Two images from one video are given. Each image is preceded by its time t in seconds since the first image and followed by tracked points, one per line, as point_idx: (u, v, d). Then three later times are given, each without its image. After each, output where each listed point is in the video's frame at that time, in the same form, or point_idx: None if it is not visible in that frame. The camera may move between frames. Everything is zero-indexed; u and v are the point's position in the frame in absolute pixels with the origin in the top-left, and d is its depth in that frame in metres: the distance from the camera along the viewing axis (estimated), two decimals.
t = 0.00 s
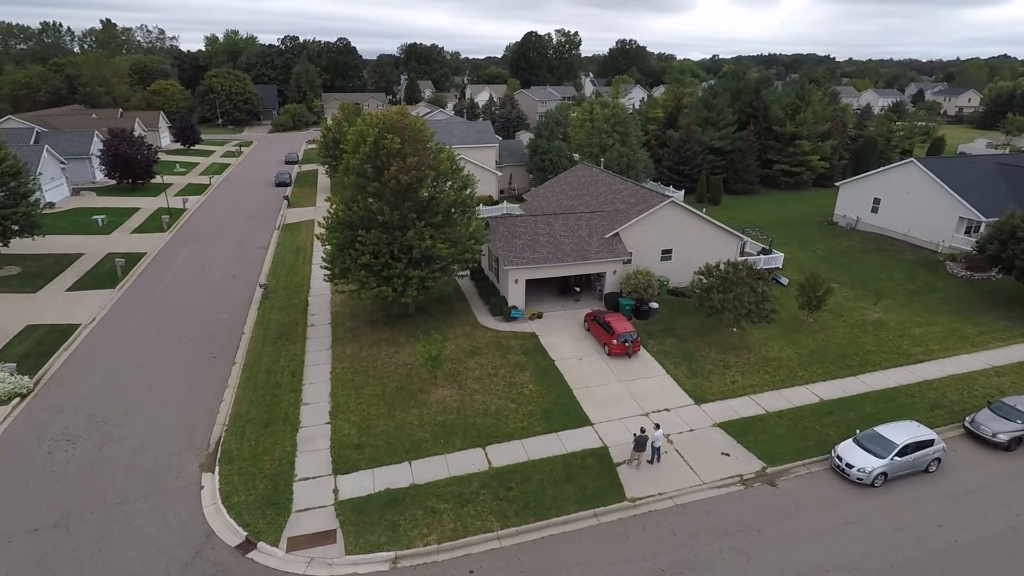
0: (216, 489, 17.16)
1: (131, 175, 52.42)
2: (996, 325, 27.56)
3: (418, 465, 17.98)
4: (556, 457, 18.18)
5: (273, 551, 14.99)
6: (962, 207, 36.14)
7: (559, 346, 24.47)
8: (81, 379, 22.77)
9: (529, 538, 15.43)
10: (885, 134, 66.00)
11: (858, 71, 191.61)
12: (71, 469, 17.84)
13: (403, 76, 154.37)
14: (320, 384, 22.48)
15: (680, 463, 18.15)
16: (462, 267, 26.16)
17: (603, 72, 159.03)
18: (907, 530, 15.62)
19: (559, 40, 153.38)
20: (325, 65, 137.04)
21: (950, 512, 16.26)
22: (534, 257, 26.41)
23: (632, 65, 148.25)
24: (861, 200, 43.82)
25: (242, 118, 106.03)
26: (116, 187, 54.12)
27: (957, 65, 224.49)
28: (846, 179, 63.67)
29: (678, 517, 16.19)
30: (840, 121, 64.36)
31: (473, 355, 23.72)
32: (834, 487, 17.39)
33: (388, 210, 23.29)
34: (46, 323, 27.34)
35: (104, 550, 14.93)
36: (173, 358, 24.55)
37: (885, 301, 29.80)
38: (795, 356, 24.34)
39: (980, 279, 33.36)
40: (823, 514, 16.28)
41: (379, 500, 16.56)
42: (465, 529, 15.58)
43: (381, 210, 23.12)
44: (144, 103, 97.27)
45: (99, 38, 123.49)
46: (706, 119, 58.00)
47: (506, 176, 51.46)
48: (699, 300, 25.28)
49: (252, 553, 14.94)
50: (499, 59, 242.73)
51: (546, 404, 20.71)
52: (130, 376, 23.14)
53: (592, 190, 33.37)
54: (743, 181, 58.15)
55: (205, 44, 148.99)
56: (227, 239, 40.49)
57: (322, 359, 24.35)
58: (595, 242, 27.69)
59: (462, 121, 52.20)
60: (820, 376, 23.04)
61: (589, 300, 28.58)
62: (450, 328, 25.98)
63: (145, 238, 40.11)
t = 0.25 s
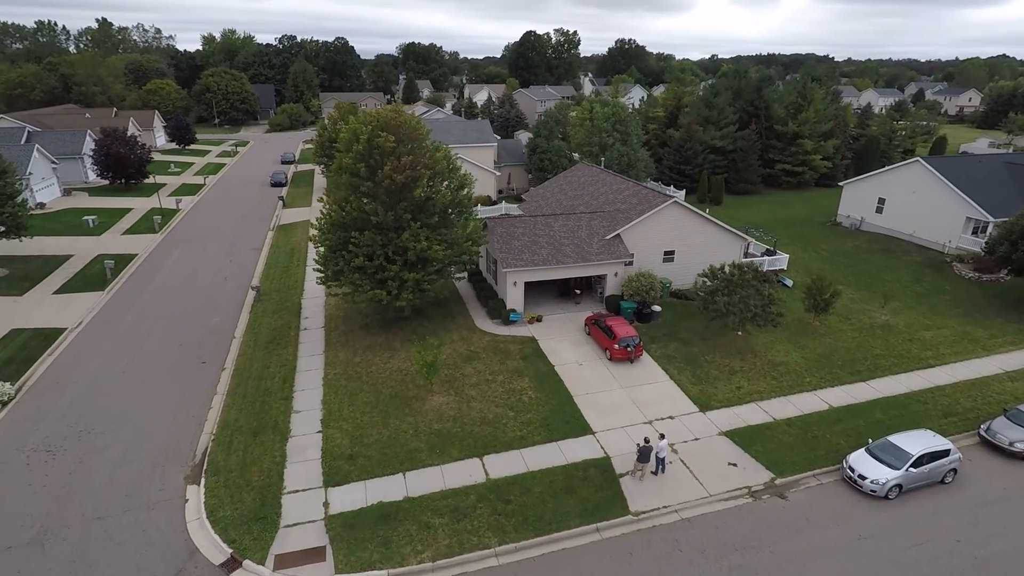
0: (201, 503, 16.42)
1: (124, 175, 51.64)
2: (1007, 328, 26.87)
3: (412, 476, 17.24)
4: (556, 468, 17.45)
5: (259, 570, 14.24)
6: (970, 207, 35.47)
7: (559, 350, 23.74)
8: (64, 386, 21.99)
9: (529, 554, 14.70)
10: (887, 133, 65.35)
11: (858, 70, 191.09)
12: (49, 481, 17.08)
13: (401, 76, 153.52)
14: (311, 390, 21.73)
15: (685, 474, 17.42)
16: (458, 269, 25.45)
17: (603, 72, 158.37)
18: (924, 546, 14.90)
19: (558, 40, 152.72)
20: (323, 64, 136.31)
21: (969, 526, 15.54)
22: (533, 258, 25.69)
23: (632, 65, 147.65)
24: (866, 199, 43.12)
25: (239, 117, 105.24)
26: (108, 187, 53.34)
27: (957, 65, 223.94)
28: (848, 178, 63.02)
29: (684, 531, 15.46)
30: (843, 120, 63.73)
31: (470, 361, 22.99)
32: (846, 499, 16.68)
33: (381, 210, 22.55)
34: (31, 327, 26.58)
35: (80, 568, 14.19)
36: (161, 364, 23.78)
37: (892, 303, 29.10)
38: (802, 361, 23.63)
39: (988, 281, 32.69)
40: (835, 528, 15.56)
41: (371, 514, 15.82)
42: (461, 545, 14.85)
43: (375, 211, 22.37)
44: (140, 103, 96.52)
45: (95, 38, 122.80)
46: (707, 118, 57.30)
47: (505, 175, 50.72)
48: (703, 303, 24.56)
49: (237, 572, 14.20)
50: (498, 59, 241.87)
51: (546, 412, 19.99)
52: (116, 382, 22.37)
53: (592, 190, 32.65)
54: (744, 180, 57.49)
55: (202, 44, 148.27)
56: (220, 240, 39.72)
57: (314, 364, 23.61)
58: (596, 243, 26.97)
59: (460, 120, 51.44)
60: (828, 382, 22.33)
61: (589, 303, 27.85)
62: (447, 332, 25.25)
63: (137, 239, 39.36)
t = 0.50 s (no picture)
0: (181, 520, 15.51)
1: (116, 175, 50.70)
2: (1023, 331, 26.01)
3: (405, 491, 16.34)
4: (557, 482, 16.56)
5: None
6: (980, 206, 34.60)
7: (560, 356, 22.85)
8: (43, 395, 21.07)
9: None
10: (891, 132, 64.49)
11: (858, 69, 190.33)
12: (22, 498, 16.17)
13: (399, 75, 152.54)
14: (301, 399, 20.84)
15: (693, 489, 16.53)
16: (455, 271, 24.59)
17: (602, 71, 157.53)
18: (949, 567, 14.01)
19: (558, 38, 151.80)
20: (321, 63, 135.41)
21: (995, 544, 14.66)
22: (532, 260, 24.80)
23: (631, 64, 146.82)
24: (872, 199, 42.26)
25: (236, 117, 104.30)
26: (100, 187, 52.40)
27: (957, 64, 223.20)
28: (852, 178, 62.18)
29: (693, 551, 14.57)
30: (846, 118, 62.88)
31: (467, 367, 22.10)
32: (863, 515, 15.79)
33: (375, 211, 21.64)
34: (13, 332, 25.66)
35: None
36: (145, 370, 22.87)
37: (903, 306, 28.24)
38: (812, 366, 22.76)
39: (1000, 282, 31.84)
40: (853, 547, 14.67)
41: (361, 533, 14.92)
42: (456, 567, 13.95)
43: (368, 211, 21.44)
44: (136, 102, 95.58)
45: (91, 37, 121.95)
46: (709, 116, 56.50)
47: (504, 175, 49.82)
48: (709, 306, 23.67)
49: None
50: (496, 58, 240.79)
51: (546, 421, 19.10)
52: (97, 390, 21.44)
53: (593, 189, 31.76)
54: (746, 180, 56.67)
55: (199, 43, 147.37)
56: (212, 241, 38.82)
57: (305, 371, 22.71)
58: (597, 244, 26.09)
59: (458, 118, 50.53)
60: (839, 389, 21.45)
61: (591, 306, 26.97)
62: (443, 337, 24.36)
63: (127, 240, 38.44)
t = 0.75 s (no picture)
0: (162, 537, 14.71)
1: (109, 174, 49.86)
2: None
3: (399, 505, 15.54)
4: (558, 495, 15.76)
5: None
6: (990, 206, 33.83)
7: (560, 361, 22.05)
8: (23, 402, 20.25)
9: None
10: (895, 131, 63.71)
11: (859, 68, 189.80)
12: None
13: (398, 74, 151.68)
14: (292, 406, 20.04)
15: (701, 502, 15.74)
16: (453, 272, 23.80)
17: (602, 70, 156.72)
18: None
19: (557, 37, 150.93)
20: (319, 62, 134.59)
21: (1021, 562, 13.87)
22: (532, 262, 24.00)
23: (632, 63, 146.04)
24: (878, 198, 41.48)
25: (233, 116, 103.47)
26: (93, 187, 51.57)
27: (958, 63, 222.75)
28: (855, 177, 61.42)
29: (702, 570, 13.77)
30: (850, 117, 62.11)
31: (464, 372, 21.31)
32: (881, 530, 14.99)
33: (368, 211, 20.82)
34: None
35: None
36: (131, 376, 22.05)
37: (913, 308, 27.47)
38: (822, 371, 21.98)
39: (1011, 283, 31.06)
40: (872, 566, 13.87)
41: (352, 550, 14.12)
42: None
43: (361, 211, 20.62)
44: (132, 101, 94.75)
45: (87, 35, 121.21)
46: (710, 115, 56.09)
47: (503, 174, 49.02)
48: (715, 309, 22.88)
49: None
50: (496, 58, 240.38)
51: (547, 430, 18.30)
52: (80, 397, 20.62)
53: (594, 188, 30.96)
54: (749, 179, 55.95)
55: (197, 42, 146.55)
56: (205, 242, 38.00)
57: (297, 376, 21.92)
58: (599, 245, 25.29)
59: (456, 116, 49.70)
60: (851, 395, 20.67)
61: (592, 309, 26.19)
62: (440, 341, 23.56)
63: (118, 241, 37.62)
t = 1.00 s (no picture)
0: (137, 557, 13.76)
1: (100, 173, 48.92)
2: None
3: (391, 523, 14.59)
4: (560, 511, 14.81)
5: None
6: (1002, 205, 32.91)
7: (562, 366, 21.12)
8: None
9: None
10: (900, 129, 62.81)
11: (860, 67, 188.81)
12: None
13: (397, 73, 150.69)
14: (280, 414, 19.10)
15: (712, 518, 14.78)
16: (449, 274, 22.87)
17: (602, 69, 155.79)
18: None
19: (557, 36, 149.95)
20: (318, 61, 133.66)
21: None
22: (532, 263, 23.06)
23: (632, 62, 145.13)
24: (886, 197, 40.55)
25: (230, 115, 102.52)
26: (84, 186, 50.62)
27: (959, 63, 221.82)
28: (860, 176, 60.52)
29: None
30: (854, 115, 61.22)
31: (461, 379, 20.37)
32: (905, 549, 14.05)
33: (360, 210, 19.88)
34: None
35: None
36: (113, 382, 21.09)
37: (926, 310, 26.55)
38: (835, 377, 21.05)
39: None
40: None
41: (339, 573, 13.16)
42: None
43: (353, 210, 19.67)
44: (128, 100, 93.79)
45: (84, 34, 120.50)
46: (714, 112, 54.88)
47: (502, 173, 48.08)
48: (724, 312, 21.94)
49: None
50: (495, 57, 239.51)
51: (547, 440, 17.36)
52: (58, 405, 19.67)
53: (596, 187, 30.03)
54: (753, 178, 55.11)
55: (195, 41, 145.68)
56: (196, 242, 37.08)
57: (286, 383, 20.97)
58: (602, 245, 24.36)
59: (455, 114, 48.76)
60: (866, 402, 19.73)
61: (594, 311, 25.26)
62: (436, 346, 22.61)
63: (107, 241, 36.68)
